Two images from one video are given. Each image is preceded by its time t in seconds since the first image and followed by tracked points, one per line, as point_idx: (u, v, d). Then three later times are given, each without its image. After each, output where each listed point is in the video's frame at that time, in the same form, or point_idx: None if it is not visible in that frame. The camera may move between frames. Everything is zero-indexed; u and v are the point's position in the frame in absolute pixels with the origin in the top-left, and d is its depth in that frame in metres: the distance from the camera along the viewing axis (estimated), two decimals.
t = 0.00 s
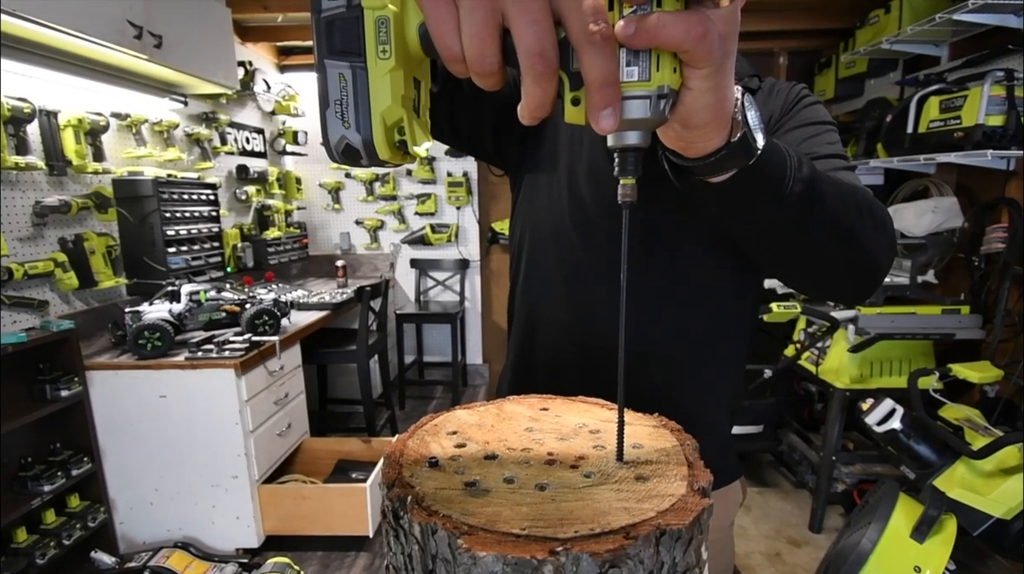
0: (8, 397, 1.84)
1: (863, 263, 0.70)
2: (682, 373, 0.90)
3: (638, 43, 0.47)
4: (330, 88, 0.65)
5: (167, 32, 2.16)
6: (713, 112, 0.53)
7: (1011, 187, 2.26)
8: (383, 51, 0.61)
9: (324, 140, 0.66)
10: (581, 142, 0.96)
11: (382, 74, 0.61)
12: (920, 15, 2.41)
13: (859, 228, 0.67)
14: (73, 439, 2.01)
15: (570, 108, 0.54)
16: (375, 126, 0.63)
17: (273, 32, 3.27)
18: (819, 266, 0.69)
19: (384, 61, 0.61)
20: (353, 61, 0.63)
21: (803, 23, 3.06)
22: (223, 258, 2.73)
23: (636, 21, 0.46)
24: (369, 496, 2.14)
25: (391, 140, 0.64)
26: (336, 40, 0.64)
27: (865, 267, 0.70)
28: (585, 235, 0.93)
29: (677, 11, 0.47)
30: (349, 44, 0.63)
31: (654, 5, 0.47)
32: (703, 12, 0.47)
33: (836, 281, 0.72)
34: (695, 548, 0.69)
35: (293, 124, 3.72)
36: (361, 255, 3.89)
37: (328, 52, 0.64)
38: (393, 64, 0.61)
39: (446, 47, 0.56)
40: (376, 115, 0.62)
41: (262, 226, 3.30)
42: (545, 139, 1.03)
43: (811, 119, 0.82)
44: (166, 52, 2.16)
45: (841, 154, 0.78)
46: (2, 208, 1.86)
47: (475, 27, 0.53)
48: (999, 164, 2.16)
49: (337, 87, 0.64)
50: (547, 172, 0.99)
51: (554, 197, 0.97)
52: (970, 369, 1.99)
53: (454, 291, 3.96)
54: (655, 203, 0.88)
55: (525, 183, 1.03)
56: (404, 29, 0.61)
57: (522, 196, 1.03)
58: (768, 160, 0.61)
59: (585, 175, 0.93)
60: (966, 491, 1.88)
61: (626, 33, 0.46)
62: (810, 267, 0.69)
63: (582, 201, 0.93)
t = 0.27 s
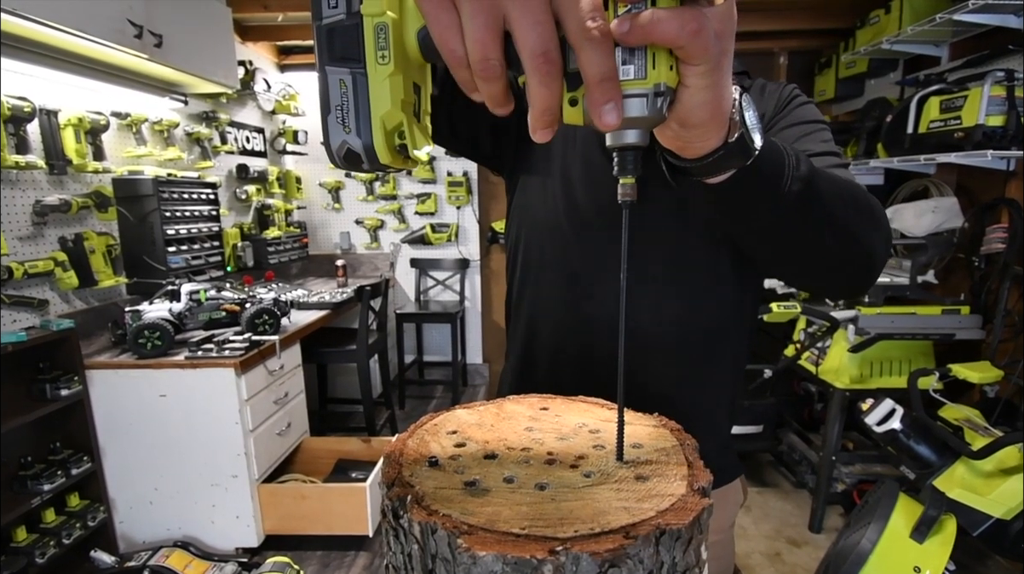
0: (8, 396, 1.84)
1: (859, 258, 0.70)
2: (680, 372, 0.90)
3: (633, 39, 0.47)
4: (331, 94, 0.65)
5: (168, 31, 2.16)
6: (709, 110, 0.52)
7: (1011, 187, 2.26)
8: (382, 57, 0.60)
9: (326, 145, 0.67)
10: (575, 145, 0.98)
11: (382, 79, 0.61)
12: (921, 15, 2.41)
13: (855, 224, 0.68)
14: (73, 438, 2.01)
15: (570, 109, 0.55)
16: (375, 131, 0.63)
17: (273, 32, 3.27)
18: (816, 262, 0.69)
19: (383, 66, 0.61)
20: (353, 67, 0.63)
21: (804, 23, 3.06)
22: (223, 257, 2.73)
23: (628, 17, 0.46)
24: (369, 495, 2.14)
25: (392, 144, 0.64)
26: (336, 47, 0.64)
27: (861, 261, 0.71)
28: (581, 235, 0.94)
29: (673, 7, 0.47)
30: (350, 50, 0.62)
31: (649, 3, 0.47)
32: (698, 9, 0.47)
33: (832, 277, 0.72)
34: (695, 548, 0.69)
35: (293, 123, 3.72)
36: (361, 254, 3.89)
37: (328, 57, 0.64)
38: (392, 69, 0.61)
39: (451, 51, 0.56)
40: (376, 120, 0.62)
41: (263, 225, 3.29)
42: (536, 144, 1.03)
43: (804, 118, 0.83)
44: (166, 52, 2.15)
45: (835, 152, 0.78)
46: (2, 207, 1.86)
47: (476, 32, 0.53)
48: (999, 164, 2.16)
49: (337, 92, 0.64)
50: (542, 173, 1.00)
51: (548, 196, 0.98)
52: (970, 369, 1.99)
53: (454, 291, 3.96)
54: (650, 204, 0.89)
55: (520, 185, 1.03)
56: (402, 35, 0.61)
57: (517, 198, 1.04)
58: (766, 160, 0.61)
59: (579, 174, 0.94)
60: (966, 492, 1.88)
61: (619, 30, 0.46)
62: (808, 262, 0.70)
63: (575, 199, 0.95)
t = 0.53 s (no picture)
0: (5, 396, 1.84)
1: (862, 254, 0.71)
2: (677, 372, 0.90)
3: (628, 38, 0.47)
4: (337, 99, 0.64)
5: (166, 31, 2.16)
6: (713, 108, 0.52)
7: (1009, 188, 2.26)
8: (385, 62, 0.60)
9: (334, 146, 0.67)
10: (576, 148, 0.99)
11: (385, 83, 0.61)
12: (919, 16, 2.40)
13: (858, 219, 0.68)
14: (70, 438, 2.01)
15: (568, 109, 0.54)
16: (379, 133, 0.62)
17: (271, 32, 3.27)
18: (820, 258, 0.70)
19: (386, 71, 0.61)
20: (358, 72, 0.62)
21: (801, 24, 3.06)
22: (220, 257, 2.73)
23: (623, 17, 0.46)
24: (366, 495, 2.14)
25: (396, 146, 0.64)
26: (341, 53, 0.64)
27: (863, 257, 0.71)
28: (584, 234, 0.95)
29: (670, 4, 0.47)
30: (353, 55, 0.62)
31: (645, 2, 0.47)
32: (697, 6, 0.47)
33: (836, 273, 0.72)
34: (691, 549, 0.69)
35: (291, 123, 3.72)
36: (359, 254, 3.89)
37: (335, 64, 0.64)
38: (395, 73, 0.61)
39: (450, 55, 0.56)
40: (380, 122, 0.62)
41: (260, 225, 3.28)
42: (536, 145, 1.04)
43: (804, 119, 0.85)
44: (164, 51, 2.15)
45: (834, 153, 0.80)
46: None
47: (474, 36, 0.53)
48: (996, 165, 2.16)
49: (344, 97, 0.63)
50: (542, 175, 1.00)
51: (551, 193, 0.98)
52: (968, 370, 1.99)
53: (452, 291, 3.96)
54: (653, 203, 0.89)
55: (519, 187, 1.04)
56: (404, 39, 0.61)
57: (516, 200, 1.04)
58: (775, 156, 0.61)
59: (584, 174, 0.97)
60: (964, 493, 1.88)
61: (616, 28, 0.46)
62: (812, 258, 0.70)
63: (580, 197, 0.96)
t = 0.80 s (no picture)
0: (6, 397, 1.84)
1: (864, 266, 0.69)
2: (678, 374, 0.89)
3: (625, 37, 0.47)
4: (340, 100, 0.65)
5: (166, 31, 2.16)
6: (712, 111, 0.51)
7: (1009, 189, 2.26)
8: (385, 63, 0.60)
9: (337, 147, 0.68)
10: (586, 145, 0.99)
11: (385, 85, 0.61)
12: (919, 16, 2.40)
13: (862, 230, 0.67)
14: (70, 439, 2.01)
15: (567, 109, 0.54)
16: (380, 133, 0.63)
17: (271, 32, 3.27)
18: (820, 267, 0.69)
19: (386, 72, 0.60)
20: (359, 74, 0.63)
21: (802, 24, 3.06)
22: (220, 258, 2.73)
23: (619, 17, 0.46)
24: (366, 496, 2.14)
25: (397, 146, 0.64)
26: (343, 55, 0.64)
27: (866, 269, 0.70)
28: (588, 235, 0.94)
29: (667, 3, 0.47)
30: (355, 58, 0.63)
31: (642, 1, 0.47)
32: (694, 5, 0.47)
33: (835, 283, 0.71)
34: (691, 550, 0.69)
35: (291, 123, 3.72)
36: (359, 255, 3.89)
37: (337, 66, 0.65)
38: (394, 74, 0.61)
39: (450, 58, 0.57)
40: (380, 123, 0.62)
41: (260, 226, 3.28)
42: (547, 142, 1.04)
43: (820, 128, 0.83)
44: (164, 52, 2.16)
45: (847, 163, 0.78)
46: None
47: (472, 39, 0.53)
48: (996, 165, 2.16)
49: (346, 98, 0.64)
50: (551, 171, 1.00)
51: (558, 194, 0.98)
52: (968, 370, 1.99)
53: (452, 292, 3.96)
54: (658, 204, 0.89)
55: (529, 182, 1.04)
56: (405, 41, 0.61)
57: (526, 195, 1.04)
58: (775, 161, 0.60)
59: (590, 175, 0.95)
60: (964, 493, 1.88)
61: (613, 29, 0.47)
62: (812, 267, 0.69)
63: (585, 198, 0.95)
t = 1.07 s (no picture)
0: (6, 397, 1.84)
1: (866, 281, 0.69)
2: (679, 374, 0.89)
3: (621, 41, 0.47)
4: (345, 100, 0.65)
5: (166, 32, 2.16)
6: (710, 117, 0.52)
7: (1009, 188, 2.26)
8: (389, 65, 0.60)
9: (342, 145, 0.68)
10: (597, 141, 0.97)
11: (390, 86, 0.61)
12: (919, 15, 2.40)
13: (866, 243, 0.66)
14: (70, 440, 2.01)
15: (565, 110, 0.54)
16: (384, 133, 0.63)
17: (271, 32, 3.27)
18: (820, 279, 0.68)
19: (391, 73, 0.61)
20: (364, 75, 0.63)
21: (802, 24, 3.06)
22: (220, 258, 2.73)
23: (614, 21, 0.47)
24: (367, 496, 2.14)
25: (401, 146, 0.64)
26: (348, 56, 0.64)
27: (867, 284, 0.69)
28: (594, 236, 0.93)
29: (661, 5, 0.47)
30: (360, 59, 0.63)
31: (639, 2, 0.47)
32: (689, 7, 0.47)
33: (836, 297, 0.71)
34: (692, 549, 0.69)
35: (291, 124, 3.73)
36: (359, 255, 3.89)
37: (343, 66, 0.65)
38: (399, 76, 0.61)
39: (451, 60, 0.57)
40: (385, 123, 0.62)
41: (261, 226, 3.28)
42: (557, 137, 1.03)
43: (838, 135, 0.82)
44: (164, 52, 2.15)
45: (864, 174, 0.77)
46: None
47: (472, 40, 0.53)
48: (997, 165, 2.16)
49: (351, 99, 0.65)
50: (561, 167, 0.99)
51: (568, 191, 0.97)
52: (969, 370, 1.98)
53: (452, 292, 3.96)
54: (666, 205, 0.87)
55: (540, 177, 1.03)
56: (409, 43, 0.61)
57: (537, 190, 1.04)
58: (779, 167, 0.61)
59: (597, 175, 0.93)
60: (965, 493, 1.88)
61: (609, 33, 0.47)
62: (812, 278, 0.69)
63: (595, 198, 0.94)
